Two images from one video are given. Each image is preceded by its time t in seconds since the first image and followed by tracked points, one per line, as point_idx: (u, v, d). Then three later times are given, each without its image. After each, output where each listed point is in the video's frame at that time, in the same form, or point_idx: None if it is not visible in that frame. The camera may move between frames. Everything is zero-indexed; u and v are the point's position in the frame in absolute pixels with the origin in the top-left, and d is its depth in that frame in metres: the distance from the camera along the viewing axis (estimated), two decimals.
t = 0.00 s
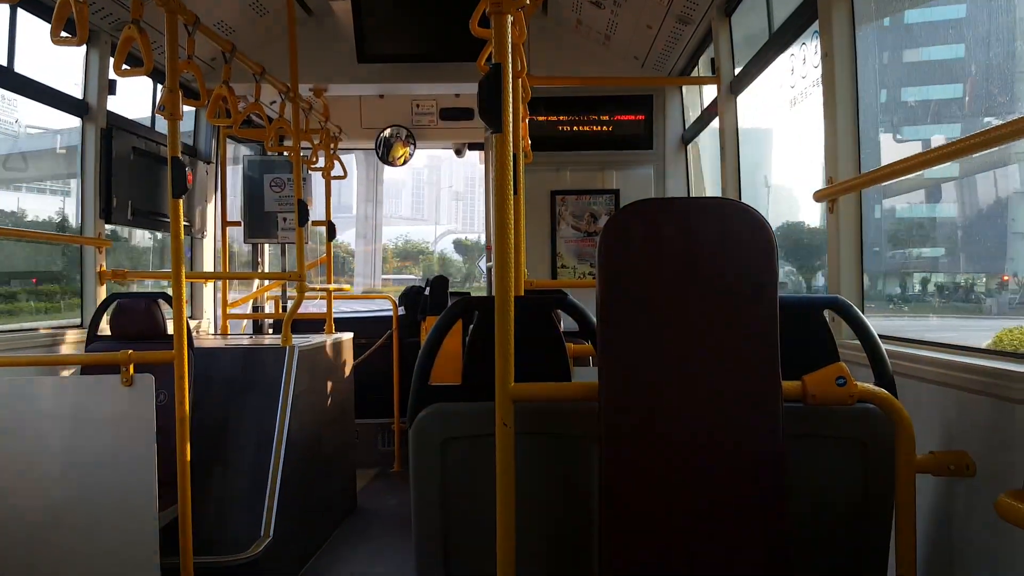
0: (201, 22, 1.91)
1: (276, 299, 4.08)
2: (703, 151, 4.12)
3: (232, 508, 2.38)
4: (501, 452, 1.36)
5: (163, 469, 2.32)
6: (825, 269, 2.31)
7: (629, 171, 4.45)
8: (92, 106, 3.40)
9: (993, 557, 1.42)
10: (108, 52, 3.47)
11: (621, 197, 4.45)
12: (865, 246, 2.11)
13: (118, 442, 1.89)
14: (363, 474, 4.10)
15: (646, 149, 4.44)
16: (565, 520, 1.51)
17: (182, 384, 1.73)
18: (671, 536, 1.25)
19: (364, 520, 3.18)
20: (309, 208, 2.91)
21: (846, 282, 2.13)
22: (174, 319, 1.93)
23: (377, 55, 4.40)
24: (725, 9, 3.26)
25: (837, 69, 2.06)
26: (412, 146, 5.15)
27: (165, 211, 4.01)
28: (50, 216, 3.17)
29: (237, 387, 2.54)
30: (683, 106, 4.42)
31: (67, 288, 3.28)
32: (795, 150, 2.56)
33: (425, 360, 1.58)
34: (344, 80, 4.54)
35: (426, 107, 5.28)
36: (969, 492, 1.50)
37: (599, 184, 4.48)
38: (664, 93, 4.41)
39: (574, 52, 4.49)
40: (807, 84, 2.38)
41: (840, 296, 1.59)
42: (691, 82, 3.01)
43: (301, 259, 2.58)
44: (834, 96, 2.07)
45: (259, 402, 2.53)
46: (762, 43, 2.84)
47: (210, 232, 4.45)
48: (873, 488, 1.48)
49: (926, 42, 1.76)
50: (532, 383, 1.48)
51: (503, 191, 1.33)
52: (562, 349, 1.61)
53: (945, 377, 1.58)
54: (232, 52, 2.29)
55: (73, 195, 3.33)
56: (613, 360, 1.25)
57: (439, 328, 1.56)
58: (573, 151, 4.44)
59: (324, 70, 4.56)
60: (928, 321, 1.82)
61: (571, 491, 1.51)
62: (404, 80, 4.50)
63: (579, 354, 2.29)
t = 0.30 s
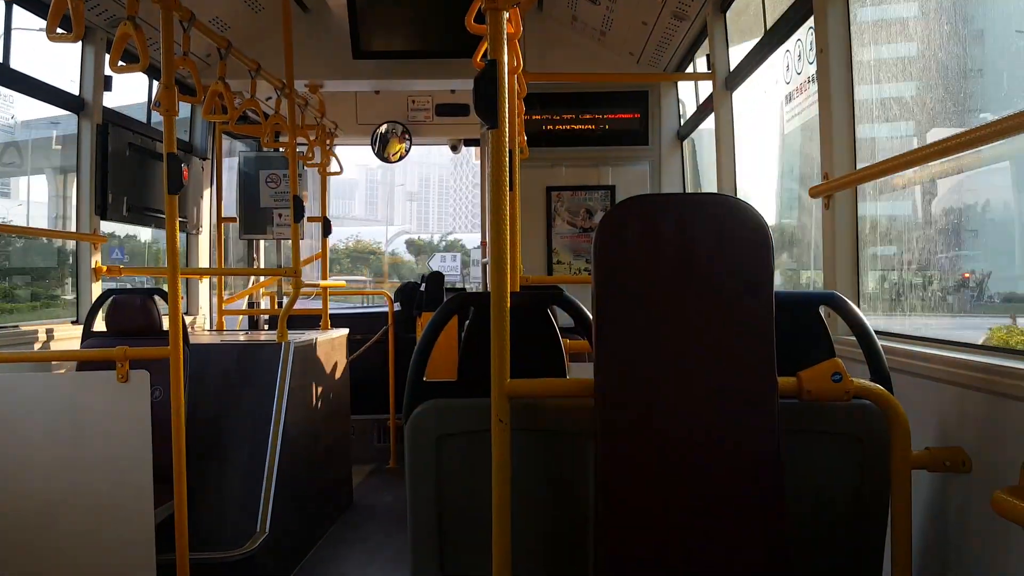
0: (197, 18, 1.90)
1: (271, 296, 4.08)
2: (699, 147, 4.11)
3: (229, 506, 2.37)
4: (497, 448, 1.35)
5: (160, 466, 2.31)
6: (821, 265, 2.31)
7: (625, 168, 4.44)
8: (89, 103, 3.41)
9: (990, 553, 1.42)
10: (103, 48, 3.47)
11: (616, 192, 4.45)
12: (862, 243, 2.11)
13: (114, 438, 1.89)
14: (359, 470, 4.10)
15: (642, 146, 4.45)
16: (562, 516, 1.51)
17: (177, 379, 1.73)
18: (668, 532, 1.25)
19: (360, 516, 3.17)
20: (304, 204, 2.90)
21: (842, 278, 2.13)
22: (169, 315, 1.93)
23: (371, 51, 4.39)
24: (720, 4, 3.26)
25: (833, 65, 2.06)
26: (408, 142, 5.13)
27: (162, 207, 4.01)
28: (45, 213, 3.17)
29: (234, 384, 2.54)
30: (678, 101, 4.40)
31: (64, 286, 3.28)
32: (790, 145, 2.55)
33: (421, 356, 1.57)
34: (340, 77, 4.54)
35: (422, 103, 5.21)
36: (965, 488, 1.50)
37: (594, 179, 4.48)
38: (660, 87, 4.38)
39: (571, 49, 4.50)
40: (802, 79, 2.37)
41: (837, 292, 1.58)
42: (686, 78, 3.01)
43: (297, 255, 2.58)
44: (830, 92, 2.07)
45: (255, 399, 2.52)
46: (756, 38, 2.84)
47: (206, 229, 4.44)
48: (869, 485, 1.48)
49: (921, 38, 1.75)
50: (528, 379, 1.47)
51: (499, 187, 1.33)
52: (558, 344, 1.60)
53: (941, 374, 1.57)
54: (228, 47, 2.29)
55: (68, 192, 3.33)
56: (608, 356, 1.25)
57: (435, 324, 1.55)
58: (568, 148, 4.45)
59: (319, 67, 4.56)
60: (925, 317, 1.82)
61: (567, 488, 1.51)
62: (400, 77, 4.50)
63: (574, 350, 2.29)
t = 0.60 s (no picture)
0: (192, 21, 1.90)
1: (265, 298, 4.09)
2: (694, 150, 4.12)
3: (224, 509, 2.37)
4: (491, 452, 1.35)
5: (155, 469, 2.31)
6: (815, 268, 2.31)
7: (620, 171, 4.45)
8: (83, 106, 3.40)
9: (982, 557, 1.42)
10: (98, 51, 3.47)
11: (611, 196, 4.44)
12: (856, 245, 2.11)
13: (108, 441, 1.89)
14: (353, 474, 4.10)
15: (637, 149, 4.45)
16: (555, 520, 1.51)
17: (171, 382, 1.73)
18: (660, 536, 1.25)
19: (355, 519, 3.17)
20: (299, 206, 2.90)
21: (836, 281, 2.13)
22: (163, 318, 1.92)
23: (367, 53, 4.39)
24: (714, 8, 3.26)
25: (828, 68, 2.06)
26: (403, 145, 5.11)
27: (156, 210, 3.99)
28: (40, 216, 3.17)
29: (229, 387, 2.54)
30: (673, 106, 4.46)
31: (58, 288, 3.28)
32: (786, 148, 2.55)
33: (415, 359, 1.57)
34: (336, 79, 4.54)
35: (416, 106, 5.21)
36: (958, 491, 1.50)
37: (589, 184, 4.47)
38: (655, 91, 4.43)
39: (566, 52, 4.50)
40: (798, 83, 2.37)
41: (831, 295, 1.58)
42: (681, 82, 3.01)
43: (292, 258, 2.58)
44: (825, 95, 2.07)
45: (250, 402, 2.52)
46: (751, 41, 2.84)
47: (201, 231, 4.44)
48: (863, 489, 1.48)
49: (916, 41, 1.75)
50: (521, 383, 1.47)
51: (493, 190, 1.32)
52: (552, 347, 1.60)
53: (935, 377, 1.57)
54: (223, 50, 2.29)
55: (63, 194, 3.33)
56: (602, 359, 1.25)
57: (429, 327, 1.54)
58: (562, 150, 4.44)
59: (314, 69, 4.56)
60: (920, 320, 1.82)
61: (560, 492, 1.51)
62: (396, 79, 4.50)
63: (569, 353, 2.29)
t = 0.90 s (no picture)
0: (189, 23, 1.90)
1: (262, 300, 4.09)
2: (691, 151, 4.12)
3: (221, 512, 2.38)
4: (488, 454, 1.35)
5: (152, 470, 2.31)
6: (812, 270, 2.31)
7: (617, 173, 4.45)
8: (80, 107, 3.40)
9: (978, 559, 1.42)
10: (94, 52, 3.47)
11: (608, 197, 4.43)
12: (852, 246, 2.11)
13: (105, 442, 1.89)
14: (350, 476, 4.11)
15: (634, 151, 4.46)
16: (552, 522, 1.51)
17: (169, 385, 1.73)
18: (657, 539, 1.25)
19: (351, 521, 3.18)
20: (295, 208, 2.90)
21: (833, 283, 2.13)
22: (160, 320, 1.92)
23: (364, 54, 4.39)
24: (711, 10, 3.26)
25: (825, 69, 2.06)
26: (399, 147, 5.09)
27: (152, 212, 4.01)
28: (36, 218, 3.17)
29: (225, 389, 2.55)
30: (670, 107, 4.45)
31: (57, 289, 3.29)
32: (784, 151, 2.55)
33: (412, 361, 1.57)
34: (333, 81, 4.53)
35: (413, 108, 5.21)
36: (955, 494, 1.50)
37: (585, 186, 4.45)
38: (652, 93, 4.44)
39: (564, 53, 4.49)
40: (794, 86, 2.37)
41: (828, 297, 1.58)
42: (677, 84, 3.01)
43: (289, 260, 2.58)
44: (823, 98, 2.07)
45: (247, 404, 2.53)
46: (747, 44, 2.84)
47: (198, 232, 4.44)
48: (860, 491, 1.48)
49: (914, 44, 1.75)
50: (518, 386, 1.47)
51: (490, 192, 1.32)
52: (548, 349, 1.60)
53: (931, 378, 1.57)
54: (220, 53, 2.28)
55: (59, 196, 3.33)
56: (600, 361, 1.25)
57: (427, 329, 1.54)
58: (559, 153, 4.44)
59: (311, 71, 4.55)
60: (916, 321, 1.82)
61: (557, 493, 1.51)
62: (393, 81, 4.50)
63: (565, 357, 2.29)
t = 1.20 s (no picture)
0: (189, 22, 1.90)
1: (261, 300, 4.09)
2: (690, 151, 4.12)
3: (220, 511, 2.37)
4: (488, 454, 1.35)
5: (151, 470, 2.32)
6: (811, 268, 2.30)
7: (617, 171, 4.47)
8: (79, 107, 3.41)
9: (977, 558, 1.42)
10: (94, 52, 3.47)
11: (607, 197, 4.47)
12: (852, 245, 2.11)
13: (104, 442, 1.89)
14: (349, 475, 4.10)
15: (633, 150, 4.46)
16: (552, 521, 1.51)
17: (169, 383, 1.73)
18: (656, 537, 1.25)
19: (350, 520, 3.17)
20: (294, 207, 2.89)
21: (832, 282, 2.13)
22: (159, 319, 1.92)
23: (361, 55, 4.39)
24: (710, 9, 3.26)
25: (825, 68, 2.06)
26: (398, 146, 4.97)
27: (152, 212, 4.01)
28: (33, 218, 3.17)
29: (224, 389, 2.55)
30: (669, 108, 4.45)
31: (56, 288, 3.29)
32: (784, 150, 2.54)
33: (411, 361, 1.57)
34: (332, 81, 4.53)
35: (413, 107, 5.24)
36: (954, 493, 1.50)
37: (585, 184, 4.50)
38: (651, 92, 4.46)
39: (564, 53, 4.49)
40: (794, 84, 2.36)
41: (827, 296, 1.58)
42: (677, 83, 3.01)
43: (288, 260, 2.57)
44: (823, 97, 2.07)
45: (246, 404, 2.52)
46: (748, 43, 2.84)
47: (197, 232, 4.45)
48: (860, 490, 1.48)
49: (913, 43, 1.75)
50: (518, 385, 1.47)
51: (490, 192, 1.32)
52: (547, 349, 1.60)
53: (930, 378, 1.57)
54: (219, 52, 2.28)
55: (58, 196, 3.34)
56: (599, 360, 1.25)
57: (426, 328, 1.54)
58: (558, 152, 4.44)
59: (311, 71, 4.56)
60: (915, 320, 1.82)
61: (557, 492, 1.51)
62: (393, 81, 4.50)
63: (565, 355, 2.29)
